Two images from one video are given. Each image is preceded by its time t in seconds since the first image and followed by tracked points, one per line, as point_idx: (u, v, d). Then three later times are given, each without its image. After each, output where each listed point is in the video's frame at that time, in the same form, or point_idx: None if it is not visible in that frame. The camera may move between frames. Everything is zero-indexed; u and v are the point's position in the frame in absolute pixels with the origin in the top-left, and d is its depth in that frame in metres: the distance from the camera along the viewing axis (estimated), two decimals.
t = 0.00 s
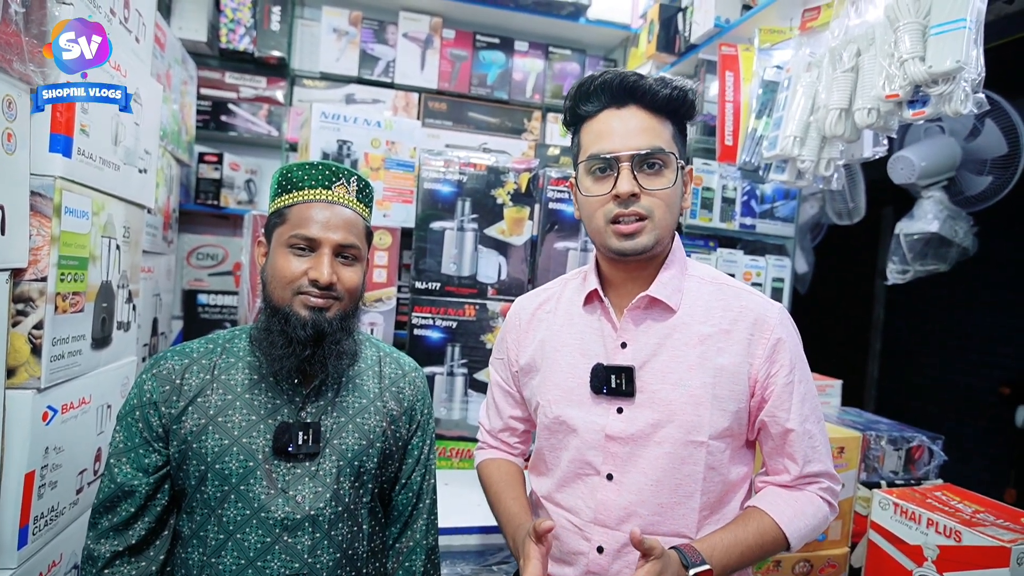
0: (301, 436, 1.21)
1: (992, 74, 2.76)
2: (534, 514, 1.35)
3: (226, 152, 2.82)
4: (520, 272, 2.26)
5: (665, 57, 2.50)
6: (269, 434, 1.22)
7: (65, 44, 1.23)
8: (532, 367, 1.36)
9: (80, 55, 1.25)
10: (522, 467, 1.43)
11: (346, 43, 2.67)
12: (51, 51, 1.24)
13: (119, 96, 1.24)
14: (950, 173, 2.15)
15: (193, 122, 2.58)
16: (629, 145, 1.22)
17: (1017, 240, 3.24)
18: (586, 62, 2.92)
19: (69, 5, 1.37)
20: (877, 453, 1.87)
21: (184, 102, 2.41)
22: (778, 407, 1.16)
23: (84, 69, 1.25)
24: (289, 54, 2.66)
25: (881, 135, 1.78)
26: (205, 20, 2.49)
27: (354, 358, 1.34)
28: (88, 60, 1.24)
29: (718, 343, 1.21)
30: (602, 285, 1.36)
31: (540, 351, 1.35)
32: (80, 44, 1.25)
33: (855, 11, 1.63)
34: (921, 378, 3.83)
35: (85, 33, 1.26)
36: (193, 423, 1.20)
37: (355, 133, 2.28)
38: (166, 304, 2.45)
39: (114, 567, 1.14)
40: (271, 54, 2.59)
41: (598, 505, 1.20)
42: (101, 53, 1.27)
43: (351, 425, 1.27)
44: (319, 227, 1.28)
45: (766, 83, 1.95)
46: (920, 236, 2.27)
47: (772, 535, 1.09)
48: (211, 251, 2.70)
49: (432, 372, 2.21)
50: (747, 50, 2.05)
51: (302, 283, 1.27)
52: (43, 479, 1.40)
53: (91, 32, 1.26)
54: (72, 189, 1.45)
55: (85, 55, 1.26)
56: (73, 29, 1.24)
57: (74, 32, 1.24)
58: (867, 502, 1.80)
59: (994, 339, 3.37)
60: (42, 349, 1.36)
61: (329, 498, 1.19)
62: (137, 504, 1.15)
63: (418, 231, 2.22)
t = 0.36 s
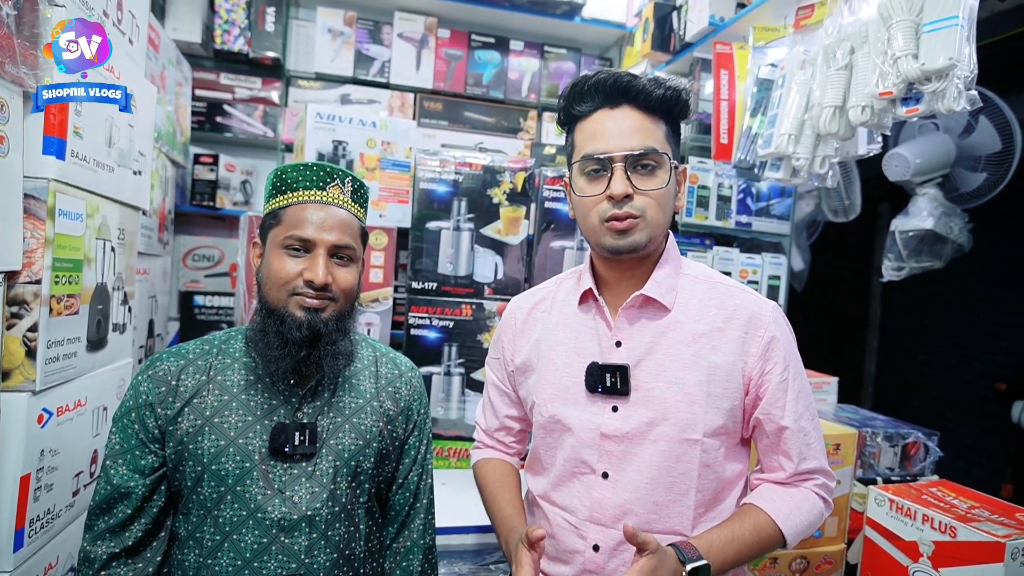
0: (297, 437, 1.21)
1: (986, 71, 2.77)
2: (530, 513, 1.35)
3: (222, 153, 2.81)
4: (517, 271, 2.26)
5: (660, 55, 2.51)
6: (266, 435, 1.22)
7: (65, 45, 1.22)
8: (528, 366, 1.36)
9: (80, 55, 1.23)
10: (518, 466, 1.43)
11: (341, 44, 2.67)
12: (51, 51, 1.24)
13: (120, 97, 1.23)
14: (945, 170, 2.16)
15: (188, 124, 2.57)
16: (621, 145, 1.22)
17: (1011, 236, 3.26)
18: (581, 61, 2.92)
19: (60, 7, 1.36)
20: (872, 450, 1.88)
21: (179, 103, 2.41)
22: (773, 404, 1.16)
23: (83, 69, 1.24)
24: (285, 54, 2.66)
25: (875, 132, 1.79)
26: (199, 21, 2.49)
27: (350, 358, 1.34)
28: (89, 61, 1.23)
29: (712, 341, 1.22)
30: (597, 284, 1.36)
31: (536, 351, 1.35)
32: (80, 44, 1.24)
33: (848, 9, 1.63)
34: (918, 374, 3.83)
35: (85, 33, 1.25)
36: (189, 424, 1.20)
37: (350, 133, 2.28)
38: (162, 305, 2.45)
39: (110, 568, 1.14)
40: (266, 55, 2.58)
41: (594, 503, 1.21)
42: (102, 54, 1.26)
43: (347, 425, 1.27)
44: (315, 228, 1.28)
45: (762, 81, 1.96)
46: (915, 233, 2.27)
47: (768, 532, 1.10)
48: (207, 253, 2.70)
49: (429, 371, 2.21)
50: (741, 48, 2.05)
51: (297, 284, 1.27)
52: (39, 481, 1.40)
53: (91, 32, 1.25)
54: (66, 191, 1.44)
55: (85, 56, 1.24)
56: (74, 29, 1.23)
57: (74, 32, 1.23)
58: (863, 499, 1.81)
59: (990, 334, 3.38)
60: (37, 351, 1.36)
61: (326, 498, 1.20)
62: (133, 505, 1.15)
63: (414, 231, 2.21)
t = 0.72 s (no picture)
0: (294, 437, 1.21)
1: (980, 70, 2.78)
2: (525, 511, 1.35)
3: (218, 153, 2.81)
4: (513, 271, 2.26)
5: (656, 55, 2.51)
6: (262, 435, 1.22)
7: (65, 45, 1.26)
8: (525, 367, 1.36)
9: (80, 55, 1.26)
10: (512, 467, 1.43)
11: (337, 44, 2.66)
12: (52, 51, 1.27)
13: (119, 96, 1.26)
14: (939, 169, 2.16)
15: (183, 124, 2.57)
16: (612, 148, 1.22)
17: (1006, 235, 3.28)
18: (577, 61, 2.92)
19: (54, 8, 1.36)
20: (868, 448, 1.88)
21: (174, 104, 2.41)
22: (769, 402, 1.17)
23: (84, 69, 1.27)
24: (281, 55, 2.65)
25: (870, 131, 1.79)
26: (194, 21, 2.48)
27: (347, 358, 1.34)
28: (89, 61, 1.26)
29: (707, 340, 1.22)
30: (591, 285, 1.36)
31: (532, 352, 1.35)
32: (80, 44, 1.27)
33: (843, 8, 1.64)
34: (914, 373, 3.84)
35: (86, 33, 1.28)
36: (185, 425, 1.20)
37: (346, 133, 2.28)
38: (157, 307, 2.44)
39: (105, 570, 1.13)
40: (262, 55, 2.58)
41: (591, 502, 1.21)
42: (101, 54, 1.29)
43: (344, 425, 1.27)
44: (311, 229, 1.28)
45: (757, 81, 1.94)
46: (910, 232, 2.28)
47: (785, 523, 1.10)
48: (203, 253, 2.68)
49: (426, 372, 2.21)
50: (737, 48, 2.07)
51: (292, 285, 1.27)
52: (34, 483, 1.40)
53: (92, 32, 1.28)
54: (60, 192, 1.44)
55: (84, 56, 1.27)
56: (74, 30, 1.27)
57: (75, 32, 1.27)
58: (859, 497, 1.81)
59: (986, 333, 3.39)
60: (31, 353, 1.35)
61: (322, 498, 1.19)
62: (128, 506, 1.14)
63: (410, 231, 2.21)
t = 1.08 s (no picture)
0: (296, 437, 1.21)
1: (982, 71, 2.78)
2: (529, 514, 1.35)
3: (220, 153, 2.81)
4: (515, 271, 2.26)
5: (658, 56, 2.51)
6: (264, 435, 1.22)
7: (65, 45, 1.28)
8: (525, 369, 1.36)
9: (80, 55, 1.29)
10: (517, 469, 1.43)
11: (339, 44, 2.67)
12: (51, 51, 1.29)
13: (119, 96, 1.27)
14: (942, 170, 2.16)
15: (186, 124, 2.57)
16: (620, 147, 1.22)
17: (1008, 236, 3.27)
18: (579, 62, 2.93)
19: (57, 7, 1.36)
20: (870, 450, 1.88)
21: (177, 104, 2.41)
22: (771, 403, 1.16)
23: (84, 69, 1.29)
24: (283, 55, 2.66)
25: (873, 132, 1.78)
26: (197, 21, 2.49)
27: (348, 358, 1.34)
28: (88, 60, 1.28)
29: (707, 341, 1.22)
30: (592, 286, 1.36)
31: (533, 353, 1.35)
32: (80, 44, 1.30)
33: (846, 9, 1.63)
34: (916, 374, 3.84)
35: (85, 33, 1.30)
36: (187, 424, 1.20)
37: (348, 133, 2.28)
38: (159, 306, 2.45)
39: (108, 569, 1.13)
40: (264, 56, 2.58)
41: (592, 504, 1.21)
42: (101, 54, 1.31)
43: (346, 425, 1.27)
44: (312, 228, 1.28)
45: (759, 82, 1.97)
46: (912, 233, 2.27)
47: (779, 541, 1.09)
48: (205, 253, 2.69)
49: (428, 372, 2.21)
50: (739, 48, 2.05)
51: (295, 285, 1.27)
52: (36, 482, 1.40)
53: (91, 32, 1.30)
54: (63, 192, 1.44)
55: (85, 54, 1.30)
56: (74, 30, 1.29)
57: (75, 32, 1.29)
58: (861, 499, 1.81)
59: (988, 334, 3.38)
60: (34, 352, 1.35)
61: (324, 498, 1.19)
62: (131, 506, 1.15)
63: (412, 231, 2.21)
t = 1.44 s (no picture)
0: (299, 438, 1.21)
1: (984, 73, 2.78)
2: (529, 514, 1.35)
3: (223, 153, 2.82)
4: (517, 272, 2.26)
5: (661, 57, 2.51)
6: (267, 436, 1.22)
7: (65, 45, 1.22)
8: (526, 370, 1.36)
9: (80, 55, 1.23)
10: (515, 470, 1.43)
11: (341, 45, 2.67)
12: (51, 51, 1.24)
13: (119, 97, 1.23)
14: (945, 172, 2.16)
15: (188, 124, 2.58)
16: (621, 148, 1.22)
17: (1010, 238, 3.27)
18: (581, 63, 2.93)
19: (62, 8, 1.37)
20: (872, 452, 1.88)
21: (180, 104, 2.42)
22: (765, 405, 1.16)
23: (84, 69, 1.24)
24: (286, 56, 2.66)
25: (876, 134, 1.78)
26: (200, 22, 2.49)
27: (352, 359, 1.35)
28: (89, 61, 1.23)
29: (708, 343, 1.22)
30: (593, 287, 1.36)
31: (533, 354, 1.35)
32: (80, 44, 1.25)
33: (849, 11, 1.63)
34: (917, 376, 3.83)
35: (85, 33, 1.25)
36: (191, 425, 1.20)
37: (351, 134, 2.28)
38: (162, 306, 2.45)
39: (111, 569, 1.13)
40: (267, 56, 2.59)
41: (592, 506, 1.21)
42: (101, 54, 1.26)
43: (348, 427, 1.27)
44: (316, 229, 1.28)
45: (762, 83, 1.96)
46: (915, 235, 2.27)
47: (761, 541, 1.09)
48: (207, 253, 2.70)
49: (430, 373, 2.21)
50: (741, 50, 2.05)
51: (299, 286, 1.27)
52: (39, 482, 1.40)
53: (91, 31, 1.25)
54: (67, 192, 1.45)
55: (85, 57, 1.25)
56: (73, 29, 1.23)
57: (74, 32, 1.23)
58: (863, 501, 1.81)
59: (990, 337, 3.38)
60: (38, 352, 1.36)
61: (327, 499, 1.20)
62: (134, 506, 1.15)
63: (414, 232, 2.22)
